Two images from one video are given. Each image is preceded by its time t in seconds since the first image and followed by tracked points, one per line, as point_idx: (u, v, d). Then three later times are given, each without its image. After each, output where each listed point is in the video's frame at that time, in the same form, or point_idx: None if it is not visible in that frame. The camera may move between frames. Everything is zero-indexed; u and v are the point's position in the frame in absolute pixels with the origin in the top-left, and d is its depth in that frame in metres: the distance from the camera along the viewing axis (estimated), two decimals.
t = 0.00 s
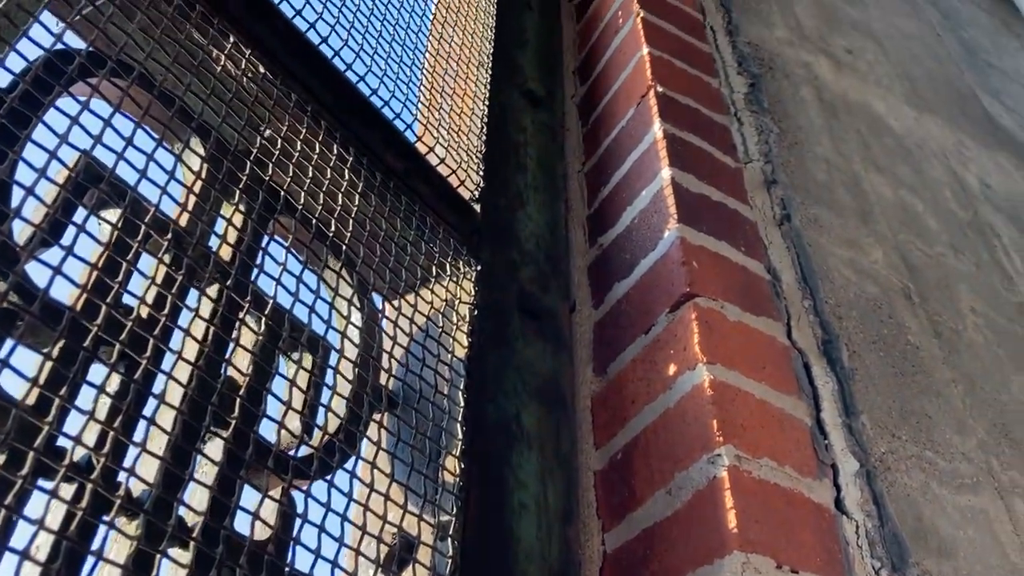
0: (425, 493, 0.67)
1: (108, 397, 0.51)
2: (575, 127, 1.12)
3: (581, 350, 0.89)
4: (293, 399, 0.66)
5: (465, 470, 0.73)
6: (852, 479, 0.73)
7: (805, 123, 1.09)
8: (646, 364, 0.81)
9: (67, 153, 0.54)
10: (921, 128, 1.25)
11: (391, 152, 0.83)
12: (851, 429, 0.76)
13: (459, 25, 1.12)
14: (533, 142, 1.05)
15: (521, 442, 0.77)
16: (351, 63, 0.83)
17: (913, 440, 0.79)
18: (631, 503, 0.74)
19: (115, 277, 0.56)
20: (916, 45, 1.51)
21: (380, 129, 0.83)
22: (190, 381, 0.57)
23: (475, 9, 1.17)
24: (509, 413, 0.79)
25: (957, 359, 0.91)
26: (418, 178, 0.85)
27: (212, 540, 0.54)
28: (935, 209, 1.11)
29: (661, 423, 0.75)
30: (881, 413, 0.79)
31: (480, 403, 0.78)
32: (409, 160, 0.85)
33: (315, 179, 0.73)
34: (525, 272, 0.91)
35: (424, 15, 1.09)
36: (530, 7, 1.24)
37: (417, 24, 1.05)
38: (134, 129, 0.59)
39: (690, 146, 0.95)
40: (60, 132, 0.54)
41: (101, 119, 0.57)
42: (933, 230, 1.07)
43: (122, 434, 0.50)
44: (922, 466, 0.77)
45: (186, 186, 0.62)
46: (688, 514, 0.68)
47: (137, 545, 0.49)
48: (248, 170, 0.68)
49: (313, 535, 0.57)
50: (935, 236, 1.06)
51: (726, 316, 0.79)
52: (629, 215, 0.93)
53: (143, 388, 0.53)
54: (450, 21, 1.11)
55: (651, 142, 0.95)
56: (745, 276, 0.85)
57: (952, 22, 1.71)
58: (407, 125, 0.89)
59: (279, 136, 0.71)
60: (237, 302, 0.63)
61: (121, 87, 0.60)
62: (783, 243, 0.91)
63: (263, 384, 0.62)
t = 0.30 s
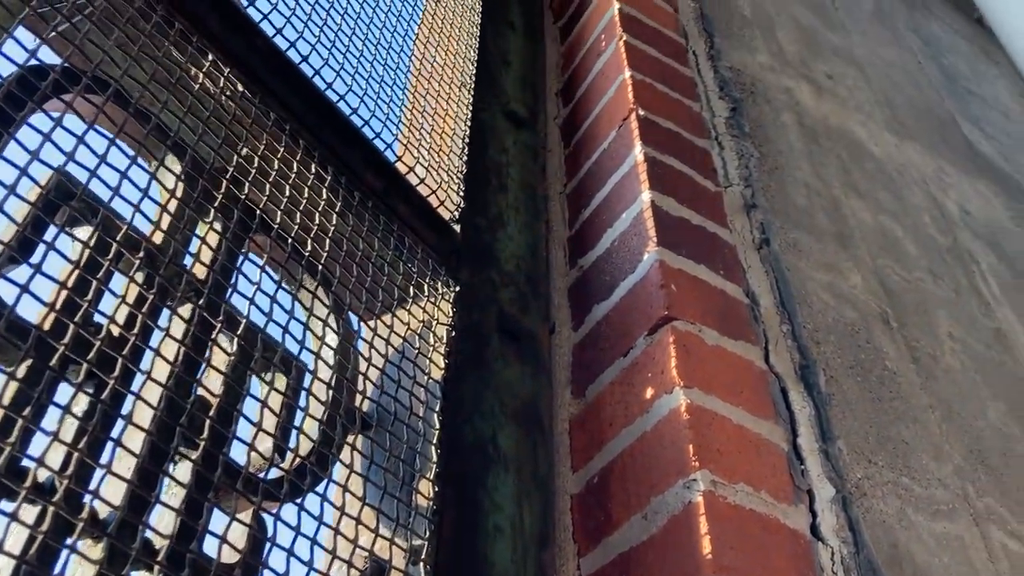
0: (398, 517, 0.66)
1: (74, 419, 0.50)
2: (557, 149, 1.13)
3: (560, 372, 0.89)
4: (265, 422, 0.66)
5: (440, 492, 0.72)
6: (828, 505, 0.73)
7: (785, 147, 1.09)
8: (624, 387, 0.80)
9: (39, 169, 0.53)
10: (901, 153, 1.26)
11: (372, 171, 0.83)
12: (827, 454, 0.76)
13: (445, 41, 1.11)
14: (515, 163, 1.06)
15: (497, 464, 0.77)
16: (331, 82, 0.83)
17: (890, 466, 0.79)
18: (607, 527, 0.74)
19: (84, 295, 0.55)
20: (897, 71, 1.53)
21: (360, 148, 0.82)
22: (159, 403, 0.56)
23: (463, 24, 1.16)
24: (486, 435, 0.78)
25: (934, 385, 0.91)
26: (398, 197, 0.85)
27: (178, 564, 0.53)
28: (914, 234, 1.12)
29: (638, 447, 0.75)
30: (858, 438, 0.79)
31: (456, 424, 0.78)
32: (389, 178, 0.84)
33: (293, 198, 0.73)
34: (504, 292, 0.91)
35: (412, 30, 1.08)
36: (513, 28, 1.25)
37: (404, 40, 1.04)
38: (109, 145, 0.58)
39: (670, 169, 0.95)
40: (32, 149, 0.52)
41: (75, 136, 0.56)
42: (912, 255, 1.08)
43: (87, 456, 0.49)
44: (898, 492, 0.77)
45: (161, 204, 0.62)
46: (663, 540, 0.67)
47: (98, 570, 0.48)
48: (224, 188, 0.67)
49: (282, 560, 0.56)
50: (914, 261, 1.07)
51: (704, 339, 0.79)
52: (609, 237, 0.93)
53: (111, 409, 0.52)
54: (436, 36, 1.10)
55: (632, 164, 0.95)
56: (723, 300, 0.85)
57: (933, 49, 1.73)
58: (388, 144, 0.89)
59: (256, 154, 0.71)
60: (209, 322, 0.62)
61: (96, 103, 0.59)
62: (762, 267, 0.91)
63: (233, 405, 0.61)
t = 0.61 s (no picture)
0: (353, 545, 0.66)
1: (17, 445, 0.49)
2: (530, 173, 1.13)
3: (527, 397, 0.89)
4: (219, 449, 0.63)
5: (399, 519, 0.72)
6: (789, 535, 0.73)
7: (756, 174, 1.10)
8: (588, 413, 0.80)
9: None
10: (873, 182, 1.27)
11: (338, 195, 0.83)
12: (789, 483, 0.76)
13: (422, 62, 1.10)
14: (487, 187, 1.06)
15: (460, 490, 0.76)
16: (299, 106, 0.82)
17: (852, 495, 0.79)
18: (569, 555, 0.73)
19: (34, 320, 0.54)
20: (871, 100, 1.54)
21: (328, 171, 0.82)
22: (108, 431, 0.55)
23: (439, 46, 1.15)
24: (449, 461, 0.78)
25: (899, 413, 0.91)
26: (365, 221, 0.85)
27: None
28: (883, 263, 1.12)
29: (601, 474, 0.75)
30: (820, 467, 0.79)
31: (417, 450, 0.77)
32: (355, 203, 0.84)
33: (256, 223, 0.72)
34: (473, 316, 0.91)
35: (390, 51, 1.07)
36: (490, 52, 1.25)
37: (380, 59, 1.03)
38: (65, 168, 0.57)
39: (640, 196, 0.96)
40: None
41: (29, 157, 0.54)
42: (880, 283, 1.08)
43: (30, 483, 0.49)
44: (859, 521, 0.77)
45: (118, 229, 0.60)
46: (622, 569, 0.67)
47: None
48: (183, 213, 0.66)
49: None
50: (882, 289, 1.07)
51: (668, 367, 0.79)
52: (577, 263, 0.93)
53: (56, 436, 0.51)
54: (414, 57, 1.09)
55: (602, 191, 0.96)
56: (689, 327, 0.86)
57: (907, 80, 1.75)
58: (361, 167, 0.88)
59: (219, 177, 0.70)
60: (163, 347, 0.61)
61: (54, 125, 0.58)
62: (729, 295, 0.91)
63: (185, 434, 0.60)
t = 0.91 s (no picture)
0: None
1: None
2: (502, 209, 1.13)
3: (490, 436, 0.88)
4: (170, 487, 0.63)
5: (353, 560, 0.71)
6: None
7: (727, 215, 1.10)
8: (549, 454, 0.80)
9: None
10: (846, 224, 1.27)
11: (304, 230, 0.82)
12: (748, 528, 0.76)
13: (397, 98, 1.10)
14: (459, 223, 1.06)
15: (416, 531, 0.76)
16: (265, 141, 0.81)
17: (812, 541, 0.79)
18: None
19: None
20: (849, 141, 1.52)
21: (295, 207, 0.81)
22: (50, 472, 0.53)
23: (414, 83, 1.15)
24: (407, 500, 0.78)
25: (863, 458, 0.91)
26: (331, 258, 0.84)
27: None
28: (853, 305, 1.12)
29: (559, 517, 0.74)
30: (781, 512, 0.79)
31: (374, 490, 0.77)
32: (321, 239, 0.83)
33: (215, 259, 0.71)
34: (438, 353, 0.91)
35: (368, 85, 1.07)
36: (467, 88, 1.26)
37: (356, 92, 1.03)
38: (15, 203, 0.55)
39: (609, 237, 0.96)
40: None
41: None
42: (850, 326, 1.08)
43: None
44: (819, 568, 0.77)
45: (69, 267, 0.59)
46: None
47: None
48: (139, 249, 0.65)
49: None
50: (851, 332, 1.07)
51: (630, 409, 0.79)
52: (546, 300, 0.93)
53: None
54: (389, 92, 1.09)
55: (571, 230, 0.96)
56: (653, 369, 0.85)
57: (884, 120, 1.74)
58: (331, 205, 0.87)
59: (178, 214, 0.70)
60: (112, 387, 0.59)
61: (7, 159, 0.57)
62: (695, 336, 0.92)
63: (130, 475, 0.58)
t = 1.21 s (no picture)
0: None
1: None
2: (479, 253, 1.12)
3: (456, 484, 0.87)
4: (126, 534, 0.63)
5: None
6: None
7: (701, 265, 1.11)
8: (513, 506, 0.79)
9: None
10: (822, 276, 1.28)
11: (274, 273, 0.82)
12: None
13: (377, 141, 1.11)
14: (434, 265, 1.06)
15: None
16: (239, 184, 0.82)
17: None
18: None
19: None
20: (827, 193, 1.52)
21: (266, 250, 0.82)
22: None
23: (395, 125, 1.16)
24: (368, 550, 0.77)
25: (829, 514, 0.91)
26: (302, 299, 0.84)
27: None
28: (824, 358, 1.12)
29: (520, 571, 0.73)
30: (744, 569, 0.78)
31: (332, 539, 0.76)
32: (291, 282, 0.84)
33: (179, 302, 0.71)
34: (406, 400, 0.90)
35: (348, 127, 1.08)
36: (449, 133, 1.26)
37: (336, 135, 1.04)
38: None
39: (582, 286, 0.96)
40: None
41: None
42: (821, 379, 1.08)
43: None
44: None
45: (27, 308, 0.57)
46: None
47: None
48: (99, 292, 0.64)
49: None
50: (822, 385, 1.08)
51: (595, 461, 0.79)
52: (517, 347, 0.93)
53: None
54: (369, 135, 1.10)
55: (543, 278, 0.96)
56: (621, 422, 0.85)
57: (865, 173, 1.74)
58: (304, 248, 0.88)
59: (144, 257, 0.69)
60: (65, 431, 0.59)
61: None
62: (664, 387, 0.91)
63: (79, 522, 0.58)
